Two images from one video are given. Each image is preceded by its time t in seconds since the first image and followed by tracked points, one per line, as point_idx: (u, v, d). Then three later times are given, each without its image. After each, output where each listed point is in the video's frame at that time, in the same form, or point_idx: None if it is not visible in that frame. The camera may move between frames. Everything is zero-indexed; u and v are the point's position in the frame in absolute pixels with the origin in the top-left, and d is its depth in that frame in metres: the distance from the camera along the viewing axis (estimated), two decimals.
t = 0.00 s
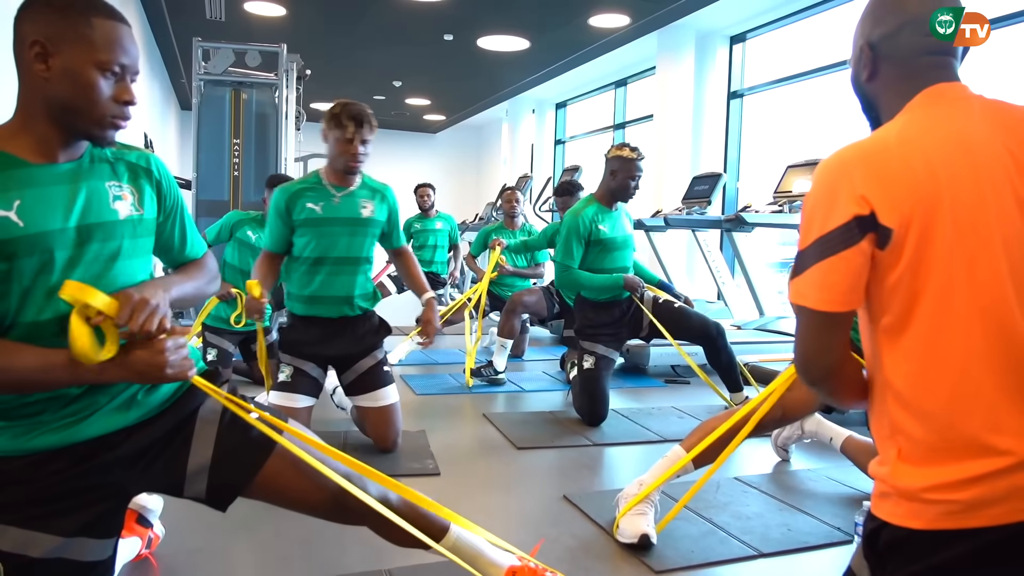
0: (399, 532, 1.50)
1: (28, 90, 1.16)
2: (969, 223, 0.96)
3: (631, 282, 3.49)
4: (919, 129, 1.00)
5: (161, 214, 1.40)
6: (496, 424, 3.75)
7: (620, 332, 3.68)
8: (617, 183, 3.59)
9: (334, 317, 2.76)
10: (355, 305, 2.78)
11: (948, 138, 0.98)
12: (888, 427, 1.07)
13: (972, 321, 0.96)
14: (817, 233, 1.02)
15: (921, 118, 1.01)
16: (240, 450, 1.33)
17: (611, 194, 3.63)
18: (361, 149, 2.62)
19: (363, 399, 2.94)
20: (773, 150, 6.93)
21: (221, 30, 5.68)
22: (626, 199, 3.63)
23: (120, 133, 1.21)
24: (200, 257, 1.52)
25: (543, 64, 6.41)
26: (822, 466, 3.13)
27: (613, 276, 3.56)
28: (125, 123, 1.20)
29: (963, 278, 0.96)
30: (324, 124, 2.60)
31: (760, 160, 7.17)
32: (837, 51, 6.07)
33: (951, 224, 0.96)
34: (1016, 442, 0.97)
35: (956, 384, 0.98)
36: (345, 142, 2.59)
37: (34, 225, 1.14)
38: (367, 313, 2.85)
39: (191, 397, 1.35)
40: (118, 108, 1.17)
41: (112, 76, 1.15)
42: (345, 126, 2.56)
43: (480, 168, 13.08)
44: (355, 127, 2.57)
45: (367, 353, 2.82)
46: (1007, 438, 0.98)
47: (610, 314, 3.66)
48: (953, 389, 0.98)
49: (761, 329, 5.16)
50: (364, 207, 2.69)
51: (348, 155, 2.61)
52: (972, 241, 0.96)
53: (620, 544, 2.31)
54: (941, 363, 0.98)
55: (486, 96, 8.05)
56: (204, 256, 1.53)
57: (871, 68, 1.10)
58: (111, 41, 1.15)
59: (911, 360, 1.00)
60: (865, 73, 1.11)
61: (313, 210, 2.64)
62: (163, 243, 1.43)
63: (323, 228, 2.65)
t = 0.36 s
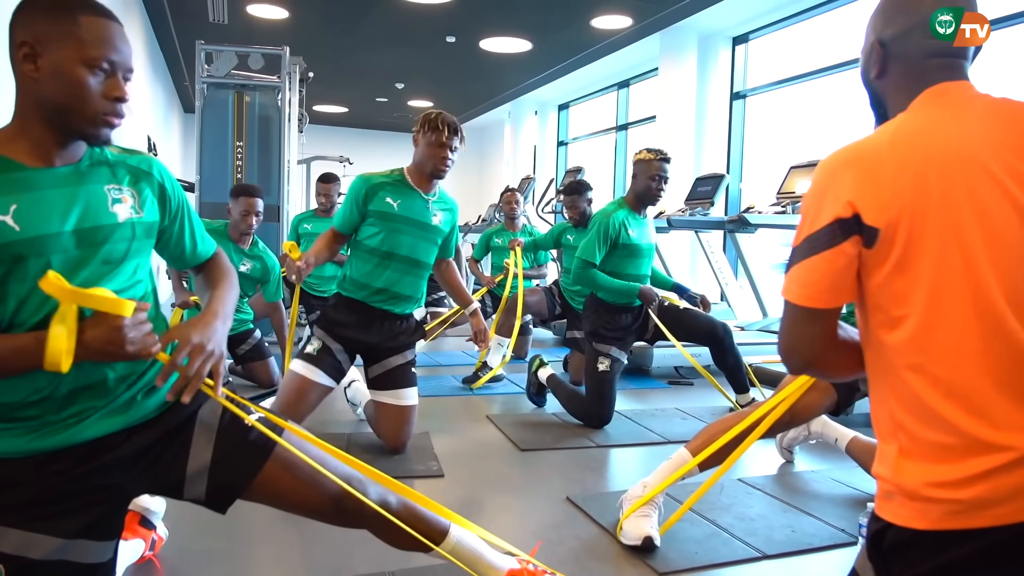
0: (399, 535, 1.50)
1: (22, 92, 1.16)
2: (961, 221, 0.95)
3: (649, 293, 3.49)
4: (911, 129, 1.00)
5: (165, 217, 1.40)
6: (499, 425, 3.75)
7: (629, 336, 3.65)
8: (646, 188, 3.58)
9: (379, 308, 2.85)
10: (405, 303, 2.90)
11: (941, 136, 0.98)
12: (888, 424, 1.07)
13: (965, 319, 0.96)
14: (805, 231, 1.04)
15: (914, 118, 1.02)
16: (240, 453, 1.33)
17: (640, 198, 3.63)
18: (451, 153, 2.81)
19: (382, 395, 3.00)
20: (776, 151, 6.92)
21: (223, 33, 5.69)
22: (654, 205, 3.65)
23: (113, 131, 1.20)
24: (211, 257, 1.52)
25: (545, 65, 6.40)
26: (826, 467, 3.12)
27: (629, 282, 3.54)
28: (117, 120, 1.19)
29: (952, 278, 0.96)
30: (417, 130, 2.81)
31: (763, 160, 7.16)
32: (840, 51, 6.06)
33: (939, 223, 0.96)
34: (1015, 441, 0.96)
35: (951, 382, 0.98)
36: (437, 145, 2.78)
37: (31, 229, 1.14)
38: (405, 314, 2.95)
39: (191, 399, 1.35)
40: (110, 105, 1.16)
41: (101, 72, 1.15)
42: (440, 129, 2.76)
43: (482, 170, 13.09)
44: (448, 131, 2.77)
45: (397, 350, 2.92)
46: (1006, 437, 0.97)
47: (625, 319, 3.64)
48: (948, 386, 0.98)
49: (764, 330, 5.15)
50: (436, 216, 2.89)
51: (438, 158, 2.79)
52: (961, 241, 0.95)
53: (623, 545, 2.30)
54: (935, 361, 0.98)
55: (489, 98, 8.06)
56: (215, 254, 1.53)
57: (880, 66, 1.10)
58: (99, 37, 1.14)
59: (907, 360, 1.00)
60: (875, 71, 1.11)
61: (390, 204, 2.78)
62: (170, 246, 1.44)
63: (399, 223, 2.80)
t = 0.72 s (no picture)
0: (400, 536, 1.50)
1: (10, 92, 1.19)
2: (961, 212, 0.95)
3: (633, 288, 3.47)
4: (915, 118, 1.00)
5: (170, 216, 1.40)
6: (500, 426, 3.75)
7: (620, 332, 3.66)
8: (643, 186, 3.59)
9: (390, 301, 2.91)
10: (423, 299, 2.96)
11: (944, 127, 0.98)
12: (885, 414, 1.07)
13: (963, 311, 0.96)
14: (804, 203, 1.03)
15: (918, 109, 1.01)
16: (238, 454, 1.32)
17: (638, 199, 3.65)
18: (434, 145, 2.81)
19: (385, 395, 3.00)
20: (777, 151, 6.92)
21: (224, 34, 5.70)
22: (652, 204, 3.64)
23: (92, 118, 1.19)
24: (216, 253, 1.53)
25: (546, 66, 6.41)
26: (828, 467, 3.11)
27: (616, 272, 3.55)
28: (92, 102, 1.18)
29: (950, 268, 0.96)
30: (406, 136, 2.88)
31: (764, 160, 7.15)
32: (841, 51, 6.05)
33: (939, 211, 0.96)
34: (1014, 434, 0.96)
35: (948, 374, 0.98)
36: (418, 141, 2.82)
37: (26, 225, 1.14)
38: (417, 311, 2.99)
39: (190, 399, 1.34)
40: (81, 87, 1.16)
41: (69, 53, 1.15)
42: (412, 126, 2.80)
43: (483, 171, 13.10)
44: (420, 125, 2.79)
45: (401, 349, 2.95)
46: (1004, 431, 0.96)
47: (615, 312, 3.65)
48: (946, 378, 0.98)
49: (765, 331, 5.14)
50: (448, 211, 2.88)
51: (422, 153, 2.81)
52: (962, 231, 0.95)
53: (624, 545, 2.30)
54: (933, 351, 0.98)
55: (490, 99, 8.06)
56: (219, 254, 1.54)
57: (897, 59, 1.09)
58: (66, 18, 1.15)
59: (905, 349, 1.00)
60: (892, 63, 1.10)
61: (398, 205, 2.86)
62: (178, 242, 1.44)
63: (405, 221, 2.87)
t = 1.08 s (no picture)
0: (402, 534, 1.50)
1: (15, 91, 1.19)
2: (964, 208, 0.95)
3: (621, 300, 3.54)
4: (921, 110, 0.99)
5: (171, 215, 1.40)
6: (500, 425, 3.75)
7: (595, 337, 3.67)
8: (596, 187, 3.60)
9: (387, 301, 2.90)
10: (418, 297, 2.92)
11: (950, 120, 0.98)
12: (883, 409, 1.07)
13: (963, 306, 0.96)
14: (813, 187, 1.01)
15: (924, 103, 1.01)
16: (241, 453, 1.33)
17: (596, 200, 3.64)
18: (422, 138, 2.80)
19: (386, 395, 3.00)
20: (776, 150, 6.92)
21: (223, 34, 5.69)
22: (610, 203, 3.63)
23: (97, 115, 1.20)
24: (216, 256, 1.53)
25: (545, 65, 6.41)
26: (827, 466, 3.12)
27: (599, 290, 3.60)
28: (97, 99, 1.18)
29: (952, 263, 0.96)
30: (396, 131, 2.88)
31: (763, 160, 7.15)
32: (840, 50, 6.06)
33: (942, 206, 0.96)
34: (1011, 431, 0.97)
35: (946, 370, 0.98)
36: (407, 135, 2.80)
37: (34, 221, 1.14)
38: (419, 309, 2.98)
39: (193, 397, 1.35)
40: (85, 84, 1.16)
41: (74, 51, 1.15)
42: (401, 119, 2.79)
43: (483, 170, 13.09)
44: (408, 118, 2.78)
45: (403, 351, 2.95)
46: (1001, 428, 0.97)
47: (591, 318, 3.66)
48: (943, 373, 0.98)
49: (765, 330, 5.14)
50: (438, 204, 2.88)
51: (411, 147, 2.81)
52: (966, 226, 0.95)
53: (625, 543, 2.30)
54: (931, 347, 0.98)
55: (489, 98, 8.06)
56: (218, 256, 1.53)
57: (907, 50, 1.07)
58: (70, 16, 1.15)
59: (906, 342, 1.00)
60: (900, 54, 1.08)
61: (388, 201, 2.89)
62: (178, 242, 1.44)
63: (397, 218, 2.88)
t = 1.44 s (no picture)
0: (403, 535, 1.50)
1: None
2: (970, 209, 0.95)
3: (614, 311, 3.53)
4: (928, 110, 0.99)
5: (163, 215, 1.40)
6: (500, 425, 3.75)
7: (596, 339, 3.68)
8: (549, 191, 3.57)
9: (384, 304, 2.90)
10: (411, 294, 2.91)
11: (957, 120, 0.97)
12: (886, 410, 1.06)
13: (968, 308, 0.96)
14: (825, 186, 0.99)
15: (929, 102, 1.01)
16: (242, 453, 1.33)
17: (552, 205, 3.60)
18: (380, 144, 2.83)
19: (387, 396, 3.00)
20: (776, 150, 6.92)
21: (223, 34, 5.69)
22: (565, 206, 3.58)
23: (81, 113, 1.19)
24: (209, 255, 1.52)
25: (545, 66, 6.41)
26: (828, 466, 3.11)
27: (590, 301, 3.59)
28: (80, 97, 1.18)
29: (958, 263, 0.96)
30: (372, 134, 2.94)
31: (763, 160, 7.15)
32: (840, 51, 6.06)
33: (949, 205, 0.96)
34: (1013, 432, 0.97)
35: (950, 371, 0.98)
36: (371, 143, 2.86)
37: (19, 223, 1.15)
38: (419, 308, 2.98)
39: (193, 397, 1.35)
40: (67, 82, 1.15)
41: (55, 49, 1.15)
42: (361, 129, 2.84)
43: (483, 170, 13.09)
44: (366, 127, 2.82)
45: (403, 352, 2.94)
46: (1004, 428, 0.97)
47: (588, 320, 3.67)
48: (948, 373, 0.98)
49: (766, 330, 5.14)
50: (416, 199, 2.89)
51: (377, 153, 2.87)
52: (972, 226, 0.95)
53: (626, 542, 2.30)
54: (935, 347, 0.98)
55: (489, 98, 8.06)
56: (212, 255, 1.53)
57: (913, 50, 1.06)
58: (49, 13, 1.14)
59: (911, 342, 1.00)
60: (906, 54, 1.07)
61: (372, 199, 2.95)
62: (171, 243, 1.44)
63: (379, 217, 2.93)
